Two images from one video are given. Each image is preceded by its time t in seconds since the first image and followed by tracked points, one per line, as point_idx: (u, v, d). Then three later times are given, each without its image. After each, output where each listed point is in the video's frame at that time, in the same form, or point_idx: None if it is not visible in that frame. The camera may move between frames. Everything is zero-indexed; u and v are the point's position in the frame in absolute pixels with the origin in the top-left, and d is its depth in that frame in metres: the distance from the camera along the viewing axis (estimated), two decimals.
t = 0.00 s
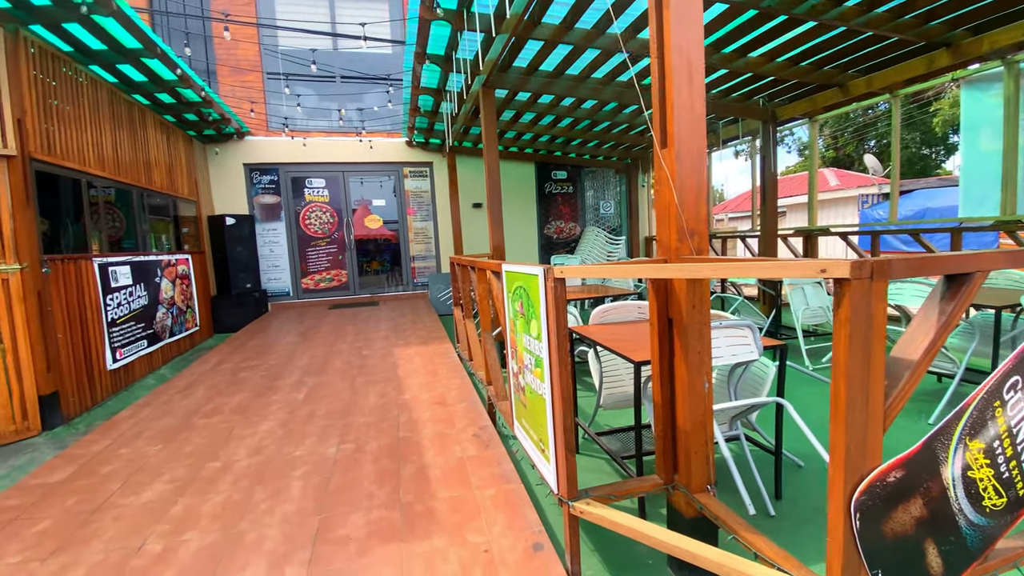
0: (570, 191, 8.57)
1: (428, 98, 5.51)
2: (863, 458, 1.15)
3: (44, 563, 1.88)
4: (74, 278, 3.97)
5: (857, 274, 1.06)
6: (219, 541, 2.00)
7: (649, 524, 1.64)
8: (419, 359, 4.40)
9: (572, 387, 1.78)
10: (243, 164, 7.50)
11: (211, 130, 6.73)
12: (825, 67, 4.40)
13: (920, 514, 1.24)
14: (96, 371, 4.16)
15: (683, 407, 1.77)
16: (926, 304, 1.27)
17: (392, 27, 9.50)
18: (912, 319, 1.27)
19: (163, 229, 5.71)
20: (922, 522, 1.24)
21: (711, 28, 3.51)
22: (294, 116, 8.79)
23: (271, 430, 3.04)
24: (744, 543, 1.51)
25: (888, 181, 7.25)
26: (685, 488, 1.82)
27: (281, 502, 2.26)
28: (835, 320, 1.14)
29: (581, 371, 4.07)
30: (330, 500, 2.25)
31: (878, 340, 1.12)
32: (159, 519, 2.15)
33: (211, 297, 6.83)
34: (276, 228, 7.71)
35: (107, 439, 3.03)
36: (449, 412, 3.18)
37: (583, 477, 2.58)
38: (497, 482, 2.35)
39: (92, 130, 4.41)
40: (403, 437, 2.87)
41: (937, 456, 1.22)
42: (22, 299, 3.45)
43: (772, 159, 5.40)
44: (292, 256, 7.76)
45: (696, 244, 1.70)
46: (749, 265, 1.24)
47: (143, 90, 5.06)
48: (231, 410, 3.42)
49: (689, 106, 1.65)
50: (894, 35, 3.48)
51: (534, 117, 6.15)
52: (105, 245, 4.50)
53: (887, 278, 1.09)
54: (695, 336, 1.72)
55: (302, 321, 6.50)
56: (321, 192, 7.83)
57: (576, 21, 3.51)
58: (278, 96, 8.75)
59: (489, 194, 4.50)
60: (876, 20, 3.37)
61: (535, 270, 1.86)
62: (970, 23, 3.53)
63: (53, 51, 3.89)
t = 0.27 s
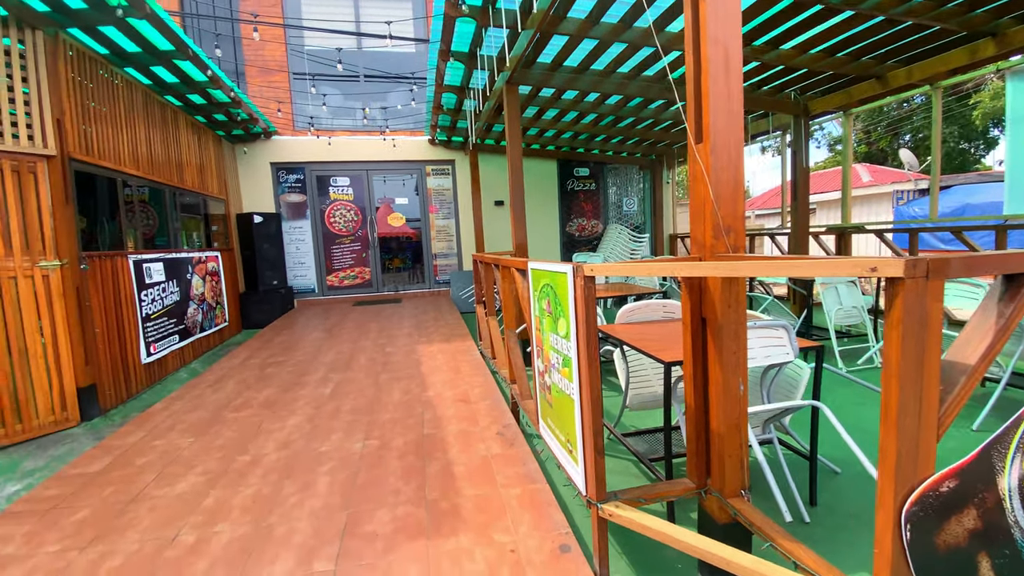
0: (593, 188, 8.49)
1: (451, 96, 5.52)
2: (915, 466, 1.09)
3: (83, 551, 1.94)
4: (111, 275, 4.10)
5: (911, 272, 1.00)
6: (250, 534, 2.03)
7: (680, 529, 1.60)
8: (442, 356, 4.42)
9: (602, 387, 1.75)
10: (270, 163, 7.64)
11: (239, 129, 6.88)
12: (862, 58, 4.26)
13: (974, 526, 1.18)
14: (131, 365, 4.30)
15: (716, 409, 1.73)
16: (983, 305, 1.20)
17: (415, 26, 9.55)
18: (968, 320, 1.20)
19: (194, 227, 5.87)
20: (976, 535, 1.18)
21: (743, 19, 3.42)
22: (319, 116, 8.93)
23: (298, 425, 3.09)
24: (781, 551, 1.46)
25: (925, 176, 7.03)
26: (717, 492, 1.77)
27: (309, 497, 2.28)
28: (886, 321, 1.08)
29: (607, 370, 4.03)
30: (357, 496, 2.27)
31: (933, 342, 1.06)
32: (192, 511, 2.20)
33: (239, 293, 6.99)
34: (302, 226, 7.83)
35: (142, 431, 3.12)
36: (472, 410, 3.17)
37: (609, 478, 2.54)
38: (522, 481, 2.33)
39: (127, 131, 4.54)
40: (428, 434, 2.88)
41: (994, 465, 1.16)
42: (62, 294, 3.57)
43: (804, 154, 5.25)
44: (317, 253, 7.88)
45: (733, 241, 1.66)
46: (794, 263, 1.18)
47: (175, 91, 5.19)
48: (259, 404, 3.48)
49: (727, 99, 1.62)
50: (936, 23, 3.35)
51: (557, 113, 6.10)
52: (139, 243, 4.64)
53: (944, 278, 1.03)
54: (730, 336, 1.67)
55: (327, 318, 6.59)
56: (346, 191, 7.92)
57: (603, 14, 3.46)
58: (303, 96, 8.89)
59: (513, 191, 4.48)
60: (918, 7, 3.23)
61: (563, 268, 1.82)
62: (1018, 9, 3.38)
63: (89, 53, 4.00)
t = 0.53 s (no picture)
0: (616, 185, 8.39)
1: (474, 93, 5.51)
2: (975, 477, 1.02)
3: (118, 542, 1.99)
4: (144, 271, 4.22)
5: (975, 273, 0.93)
6: (279, 528, 2.05)
7: (714, 535, 1.55)
8: (465, 354, 4.41)
9: (633, 389, 1.70)
10: (296, 162, 7.76)
11: (267, 129, 7.00)
12: (901, 49, 4.10)
13: None
14: (164, 359, 4.41)
15: (753, 411, 1.69)
16: None
17: (438, 24, 9.57)
18: None
19: (223, 225, 6.00)
20: None
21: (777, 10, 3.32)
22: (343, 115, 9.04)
23: (324, 421, 3.12)
24: (822, 561, 1.41)
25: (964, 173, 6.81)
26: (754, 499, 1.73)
27: (336, 493, 2.29)
28: (945, 323, 1.01)
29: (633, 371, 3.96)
30: (383, 493, 2.27)
31: (996, 346, 0.99)
32: (222, 505, 2.23)
33: (266, 290, 7.13)
34: (327, 224, 7.94)
35: (174, 424, 3.20)
36: (496, 409, 3.15)
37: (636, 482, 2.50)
38: (548, 482, 2.30)
39: (160, 131, 4.67)
40: (452, 432, 2.87)
41: None
42: (98, 290, 3.68)
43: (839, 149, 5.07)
44: (342, 251, 7.98)
45: (772, 238, 1.62)
46: (843, 260, 1.13)
47: (205, 92, 5.31)
48: (287, 400, 3.53)
49: (767, 92, 1.59)
50: (982, 11, 3.21)
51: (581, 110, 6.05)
52: (171, 240, 4.77)
53: (1011, 277, 0.95)
54: (769, 337, 1.63)
55: (351, 315, 6.66)
56: (369, 189, 8.00)
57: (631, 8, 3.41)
58: (329, 96, 9.02)
59: (537, 189, 4.44)
60: None
61: (593, 266, 1.78)
62: None
63: (124, 55, 4.11)
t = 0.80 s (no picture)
0: (640, 181, 8.28)
1: (497, 91, 5.48)
2: None
3: (151, 534, 2.02)
4: (176, 268, 4.32)
5: None
6: (306, 524, 2.06)
7: (751, 543, 1.49)
8: (487, 352, 4.39)
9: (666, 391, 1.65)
10: (321, 161, 7.86)
11: (292, 129, 7.10)
12: (944, 38, 3.92)
13: None
14: (194, 355, 4.51)
15: (794, 415, 1.63)
16: None
17: (461, 21, 9.57)
18: None
19: (251, 223, 6.12)
20: None
21: None
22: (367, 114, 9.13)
23: (350, 417, 3.14)
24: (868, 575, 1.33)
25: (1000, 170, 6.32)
26: (794, 507, 1.67)
27: (362, 490, 2.30)
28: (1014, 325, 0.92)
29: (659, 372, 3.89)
30: (408, 491, 2.26)
31: None
32: (251, 499, 2.26)
33: (292, 287, 7.25)
34: (351, 222, 8.03)
35: (204, 419, 3.26)
36: (520, 408, 3.12)
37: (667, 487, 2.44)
38: (575, 484, 2.26)
39: (190, 131, 4.77)
40: (476, 431, 2.85)
41: None
42: (132, 287, 3.77)
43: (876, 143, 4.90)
44: (365, 249, 8.06)
45: (816, 235, 1.58)
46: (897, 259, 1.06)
47: (234, 92, 5.40)
48: (313, 395, 3.57)
49: (812, 81, 1.53)
50: None
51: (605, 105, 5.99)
52: (202, 238, 4.87)
53: None
54: (812, 339, 1.57)
55: (374, 312, 6.72)
56: (392, 188, 8.05)
57: None
58: (353, 95, 9.11)
59: (561, 186, 4.39)
60: None
61: (625, 264, 1.73)
62: None
63: (156, 56, 4.21)
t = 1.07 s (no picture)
0: (665, 178, 8.15)
1: (521, 87, 5.44)
2: None
3: (181, 527, 2.05)
4: (205, 265, 4.40)
5: None
6: (332, 521, 2.05)
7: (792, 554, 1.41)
8: (509, 350, 4.36)
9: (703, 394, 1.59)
10: (345, 160, 7.93)
11: (317, 128, 7.19)
12: (992, 25, 3.74)
13: None
14: (222, 350, 4.59)
15: (838, 420, 1.56)
16: None
17: (483, 18, 9.54)
18: None
19: (277, 221, 6.21)
20: None
21: None
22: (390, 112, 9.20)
23: (374, 414, 3.14)
24: None
25: None
26: (837, 517, 1.60)
27: (387, 487, 2.29)
28: None
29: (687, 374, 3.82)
30: (433, 490, 2.24)
31: None
32: (277, 495, 2.27)
33: (316, 284, 7.35)
34: (374, 221, 8.09)
35: (232, 413, 3.31)
36: (544, 407, 3.08)
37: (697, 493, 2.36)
38: (603, 487, 2.21)
39: (219, 130, 4.85)
40: (500, 430, 2.81)
41: None
42: (163, 283, 3.85)
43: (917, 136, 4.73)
44: (388, 247, 8.11)
45: (865, 231, 1.49)
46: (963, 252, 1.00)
47: (261, 91, 5.48)
48: (338, 391, 3.59)
49: (862, 67, 1.47)
50: None
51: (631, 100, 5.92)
52: (230, 236, 4.96)
53: None
54: (860, 340, 1.48)
55: (396, 310, 6.75)
56: (415, 186, 8.08)
57: None
58: (376, 94, 9.19)
59: (585, 182, 4.33)
60: None
61: (659, 261, 1.68)
62: None
63: (186, 57, 4.29)
